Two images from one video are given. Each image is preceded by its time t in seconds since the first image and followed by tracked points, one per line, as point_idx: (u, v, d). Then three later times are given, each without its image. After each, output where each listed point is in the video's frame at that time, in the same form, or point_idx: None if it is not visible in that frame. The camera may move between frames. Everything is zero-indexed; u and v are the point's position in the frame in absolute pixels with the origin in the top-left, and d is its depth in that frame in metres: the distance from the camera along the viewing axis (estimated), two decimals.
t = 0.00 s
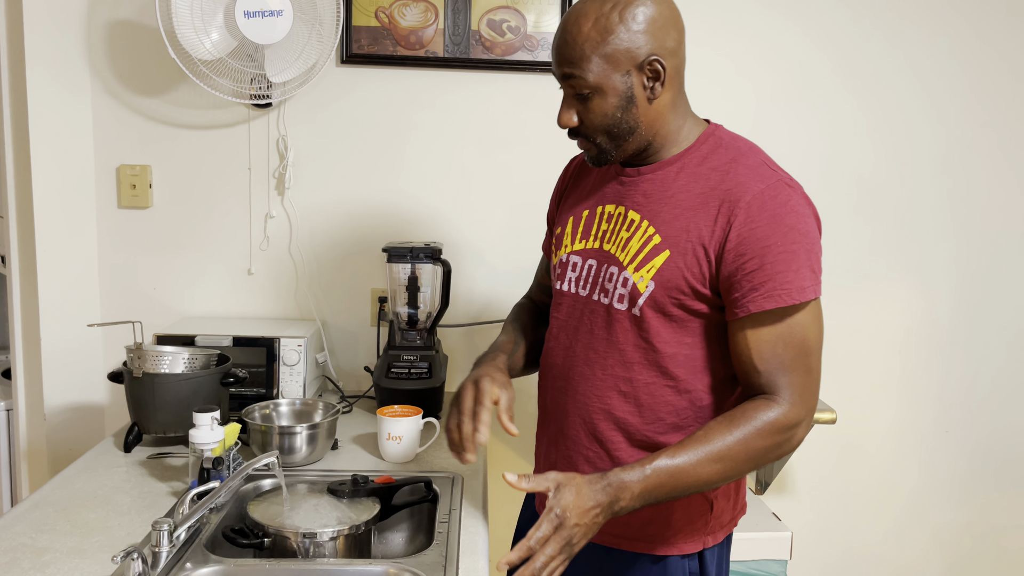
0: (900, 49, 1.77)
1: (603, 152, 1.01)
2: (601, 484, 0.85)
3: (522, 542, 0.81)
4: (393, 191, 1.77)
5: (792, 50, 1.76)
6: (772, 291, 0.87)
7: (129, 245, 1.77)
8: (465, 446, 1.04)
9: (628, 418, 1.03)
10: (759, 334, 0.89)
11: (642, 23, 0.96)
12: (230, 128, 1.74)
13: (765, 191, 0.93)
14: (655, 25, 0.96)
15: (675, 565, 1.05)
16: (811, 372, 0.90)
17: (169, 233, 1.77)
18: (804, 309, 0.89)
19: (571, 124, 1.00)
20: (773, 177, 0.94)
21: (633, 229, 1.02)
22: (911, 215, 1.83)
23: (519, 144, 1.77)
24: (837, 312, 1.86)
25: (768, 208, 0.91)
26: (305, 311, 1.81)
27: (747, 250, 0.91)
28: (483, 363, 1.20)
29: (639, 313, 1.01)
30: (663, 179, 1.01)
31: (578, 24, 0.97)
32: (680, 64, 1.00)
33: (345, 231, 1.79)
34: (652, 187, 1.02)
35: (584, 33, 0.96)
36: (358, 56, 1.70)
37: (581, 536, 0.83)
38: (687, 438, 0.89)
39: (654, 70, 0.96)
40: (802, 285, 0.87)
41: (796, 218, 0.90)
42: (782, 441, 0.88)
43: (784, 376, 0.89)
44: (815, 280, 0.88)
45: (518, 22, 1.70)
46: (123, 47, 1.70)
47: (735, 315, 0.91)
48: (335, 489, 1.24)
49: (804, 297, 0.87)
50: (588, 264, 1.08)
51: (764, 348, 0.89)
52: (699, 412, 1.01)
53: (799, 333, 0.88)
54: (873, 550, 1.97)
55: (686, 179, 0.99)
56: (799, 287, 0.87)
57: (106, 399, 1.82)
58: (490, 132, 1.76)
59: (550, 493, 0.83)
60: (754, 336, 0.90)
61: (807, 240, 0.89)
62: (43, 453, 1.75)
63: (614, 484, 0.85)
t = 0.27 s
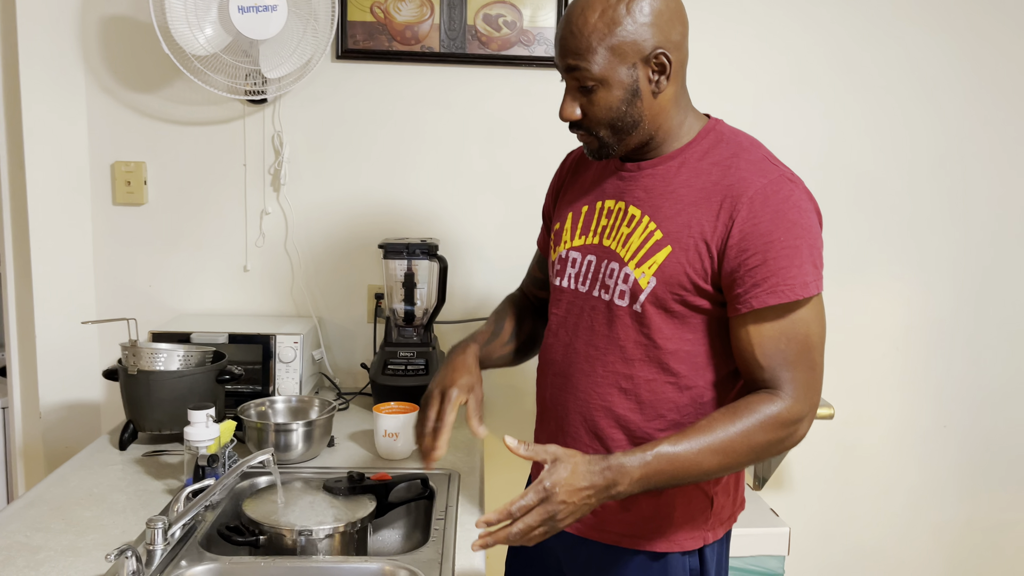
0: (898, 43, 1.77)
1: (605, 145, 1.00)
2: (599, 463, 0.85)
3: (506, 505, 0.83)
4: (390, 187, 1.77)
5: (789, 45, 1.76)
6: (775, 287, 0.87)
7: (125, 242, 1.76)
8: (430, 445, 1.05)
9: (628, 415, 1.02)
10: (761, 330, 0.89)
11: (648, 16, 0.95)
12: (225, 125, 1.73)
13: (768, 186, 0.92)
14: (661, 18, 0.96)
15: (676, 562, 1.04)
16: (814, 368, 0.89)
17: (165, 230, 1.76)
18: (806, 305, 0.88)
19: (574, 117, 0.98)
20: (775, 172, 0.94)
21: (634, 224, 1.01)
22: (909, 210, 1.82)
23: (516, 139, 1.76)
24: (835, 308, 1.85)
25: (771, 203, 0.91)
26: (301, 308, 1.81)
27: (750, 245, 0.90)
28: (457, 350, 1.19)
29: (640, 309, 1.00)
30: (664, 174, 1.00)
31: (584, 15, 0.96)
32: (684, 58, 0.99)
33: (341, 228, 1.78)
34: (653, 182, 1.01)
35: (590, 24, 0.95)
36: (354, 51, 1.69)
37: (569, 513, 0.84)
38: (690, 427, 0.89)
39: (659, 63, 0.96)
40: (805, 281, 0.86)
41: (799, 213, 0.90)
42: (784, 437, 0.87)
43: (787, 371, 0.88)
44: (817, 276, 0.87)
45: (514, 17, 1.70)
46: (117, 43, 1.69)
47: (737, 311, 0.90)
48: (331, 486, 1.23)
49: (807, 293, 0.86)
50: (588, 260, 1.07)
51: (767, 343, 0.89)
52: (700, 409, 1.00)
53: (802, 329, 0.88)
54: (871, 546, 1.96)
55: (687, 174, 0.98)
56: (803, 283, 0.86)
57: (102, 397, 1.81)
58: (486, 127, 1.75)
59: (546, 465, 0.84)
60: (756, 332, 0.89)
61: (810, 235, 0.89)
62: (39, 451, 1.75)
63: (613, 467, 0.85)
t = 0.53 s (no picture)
0: (895, 38, 1.76)
1: (606, 142, 0.99)
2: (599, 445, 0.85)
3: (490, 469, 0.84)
4: (386, 184, 1.76)
5: (786, 40, 1.75)
6: (777, 283, 0.86)
7: (120, 240, 1.75)
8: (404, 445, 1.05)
9: (628, 412, 1.02)
10: (763, 326, 0.89)
11: (649, 11, 0.94)
12: (220, 122, 1.72)
13: (769, 182, 0.92)
14: (662, 14, 0.95)
15: (674, 559, 1.04)
16: (817, 364, 0.89)
17: (160, 228, 1.75)
18: (809, 301, 0.88)
19: (575, 114, 0.97)
20: (776, 168, 0.93)
21: (634, 220, 1.01)
22: (906, 205, 1.82)
23: (512, 136, 1.75)
24: (832, 303, 1.85)
25: (772, 199, 0.90)
26: (297, 306, 1.80)
27: (751, 241, 0.90)
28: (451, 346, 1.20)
29: (640, 306, 0.99)
30: (663, 170, 1.00)
31: (585, 11, 0.95)
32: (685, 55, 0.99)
33: (337, 225, 1.77)
34: (653, 178, 1.00)
35: (591, 20, 0.94)
36: (349, 48, 1.68)
37: (557, 490, 0.85)
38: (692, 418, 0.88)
39: (661, 60, 0.95)
40: (807, 277, 0.86)
41: (800, 209, 0.90)
42: (785, 434, 0.87)
43: (790, 367, 0.88)
44: (819, 272, 0.87)
45: (510, 13, 1.69)
46: (111, 40, 1.68)
47: (738, 307, 0.90)
48: (328, 484, 1.23)
49: (810, 288, 0.86)
50: (587, 256, 1.06)
51: (769, 339, 0.88)
52: (700, 406, 0.99)
53: (805, 326, 0.88)
54: (869, 541, 1.97)
55: (687, 170, 0.98)
56: (804, 279, 0.86)
57: (98, 395, 1.81)
58: (482, 124, 1.74)
59: (545, 439, 0.85)
60: (758, 329, 0.89)
61: (811, 231, 0.89)
62: (35, 450, 1.74)
63: (613, 453, 0.84)
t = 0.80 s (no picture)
0: (891, 33, 1.76)
1: (637, 130, 0.97)
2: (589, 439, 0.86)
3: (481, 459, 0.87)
4: (380, 182, 1.75)
5: (781, 35, 1.75)
6: (769, 275, 0.86)
7: (113, 239, 1.75)
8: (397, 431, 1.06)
9: (627, 410, 1.01)
10: (755, 318, 0.88)
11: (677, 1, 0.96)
12: (213, 120, 1.71)
13: (761, 174, 0.91)
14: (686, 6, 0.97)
15: (675, 555, 1.03)
16: (813, 357, 0.88)
17: (153, 227, 1.75)
18: (802, 293, 0.87)
19: (612, 101, 0.94)
20: (767, 160, 0.93)
21: (628, 217, 1.00)
22: (902, 200, 1.82)
23: (507, 133, 1.75)
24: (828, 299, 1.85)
25: (763, 191, 0.90)
26: (293, 305, 1.80)
27: (743, 234, 0.89)
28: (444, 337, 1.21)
29: (636, 302, 0.99)
30: (656, 165, 0.99)
31: None
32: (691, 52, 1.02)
33: (332, 223, 1.77)
34: (646, 174, 1.00)
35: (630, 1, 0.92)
36: (342, 45, 1.68)
37: (548, 481, 0.87)
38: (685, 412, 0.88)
39: (687, 50, 0.97)
40: (799, 268, 0.86)
41: (792, 200, 0.89)
42: (779, 428, 0.86)
43: (787, 360, 0.87)
44: (813, 263, 0.87)
45: (504, 9, 1.68)
46: (102, 38, 1.67)
47: (732, 301, 0.90)
48: (323, 483, 1.23)
49: (803, 280, 0.86)
50: (583, 254, 1.06)
51: (763, 332, 0.88)
52: (699, 402, 0.99)
53: (799, 318, 0.87)
54: (866, 536, 1.97)
55: (680, 165, 0.98)
56: (797, 270, 0.86)
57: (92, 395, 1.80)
58: (477, 121, 1.74)
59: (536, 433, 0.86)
60: (752, 321, 0.89)
61: (804, 223, 0.88)
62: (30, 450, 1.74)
63: (602, 449, 0.85)
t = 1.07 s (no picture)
0: (883, 28, 1.76)
1: (645, 121, 0.96)
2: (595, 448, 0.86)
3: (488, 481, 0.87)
4: (372, 180, 1.75)
5: (774, 32, 1.74)
6: (770, 278, 0.86)
7: (104, 239, 1.74)
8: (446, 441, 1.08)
9: (625, 411, 1.00)
10: (755, 320, 0.88)
11: None
12: (204, 119, 1.71)
13: (760, 175, 0.91)
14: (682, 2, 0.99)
15: (675, 552, 1.02)
16: (807, 355, 0.89)
17: (145, 227, 1.74)
18: (801, 294, 0.87)
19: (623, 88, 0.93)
20: (765, 161, 0.92)
21: (625, 218, 0.99)
22: (894, 196, 1.82)
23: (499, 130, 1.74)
24: (821, 295, 1.85)
25: (763, 193, 0.89)
26: (285, 304, 1.79)
27: (743, 236, 0.89)
28: (458, 350, 1.22)
29: (634, 304, 0.98)
30: (652, 166, 0.99)
31: None
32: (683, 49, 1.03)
33: (324, 222, 1.76)
34: (642, 175, 0.99)
35: None
36: (333, 43, 1.67)
37: (556, 497, 0.86)
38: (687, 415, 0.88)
39: (685, 44, 0.98)
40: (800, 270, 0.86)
41: (791, 202, 0.89)
42: (779, 426, 0.87)
43: (781, 360, 0.88)
44: (811, 264, 0.87)
45: (496, 6, 1.68)
46: (91, 37, 1.66)
47: (731, 303, 0.89)
48: (316, 483, 1.22)
49: (803, 282, 0.86)
50: (577, 255, 1.05)
51: (761, 334, 0.88)
52: (697, 401, 0.98)
53: (796, 318, 0.87)
54: (861, 531, 1.97)
55: (676, 166, 0.97)
56: (796, 273, 0.86)
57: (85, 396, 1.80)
58: (469, 119, 1.73)
59: (540, 448, 0.86)
60: (751, 323, 0.88)
61: (802, 224, 0.88)
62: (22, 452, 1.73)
63: (607, 458, 0.85)
